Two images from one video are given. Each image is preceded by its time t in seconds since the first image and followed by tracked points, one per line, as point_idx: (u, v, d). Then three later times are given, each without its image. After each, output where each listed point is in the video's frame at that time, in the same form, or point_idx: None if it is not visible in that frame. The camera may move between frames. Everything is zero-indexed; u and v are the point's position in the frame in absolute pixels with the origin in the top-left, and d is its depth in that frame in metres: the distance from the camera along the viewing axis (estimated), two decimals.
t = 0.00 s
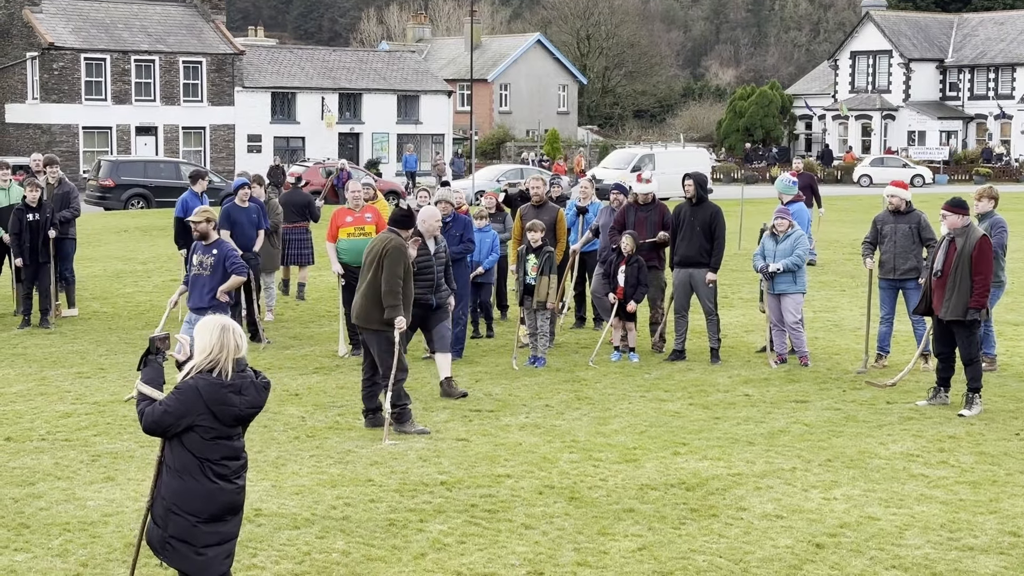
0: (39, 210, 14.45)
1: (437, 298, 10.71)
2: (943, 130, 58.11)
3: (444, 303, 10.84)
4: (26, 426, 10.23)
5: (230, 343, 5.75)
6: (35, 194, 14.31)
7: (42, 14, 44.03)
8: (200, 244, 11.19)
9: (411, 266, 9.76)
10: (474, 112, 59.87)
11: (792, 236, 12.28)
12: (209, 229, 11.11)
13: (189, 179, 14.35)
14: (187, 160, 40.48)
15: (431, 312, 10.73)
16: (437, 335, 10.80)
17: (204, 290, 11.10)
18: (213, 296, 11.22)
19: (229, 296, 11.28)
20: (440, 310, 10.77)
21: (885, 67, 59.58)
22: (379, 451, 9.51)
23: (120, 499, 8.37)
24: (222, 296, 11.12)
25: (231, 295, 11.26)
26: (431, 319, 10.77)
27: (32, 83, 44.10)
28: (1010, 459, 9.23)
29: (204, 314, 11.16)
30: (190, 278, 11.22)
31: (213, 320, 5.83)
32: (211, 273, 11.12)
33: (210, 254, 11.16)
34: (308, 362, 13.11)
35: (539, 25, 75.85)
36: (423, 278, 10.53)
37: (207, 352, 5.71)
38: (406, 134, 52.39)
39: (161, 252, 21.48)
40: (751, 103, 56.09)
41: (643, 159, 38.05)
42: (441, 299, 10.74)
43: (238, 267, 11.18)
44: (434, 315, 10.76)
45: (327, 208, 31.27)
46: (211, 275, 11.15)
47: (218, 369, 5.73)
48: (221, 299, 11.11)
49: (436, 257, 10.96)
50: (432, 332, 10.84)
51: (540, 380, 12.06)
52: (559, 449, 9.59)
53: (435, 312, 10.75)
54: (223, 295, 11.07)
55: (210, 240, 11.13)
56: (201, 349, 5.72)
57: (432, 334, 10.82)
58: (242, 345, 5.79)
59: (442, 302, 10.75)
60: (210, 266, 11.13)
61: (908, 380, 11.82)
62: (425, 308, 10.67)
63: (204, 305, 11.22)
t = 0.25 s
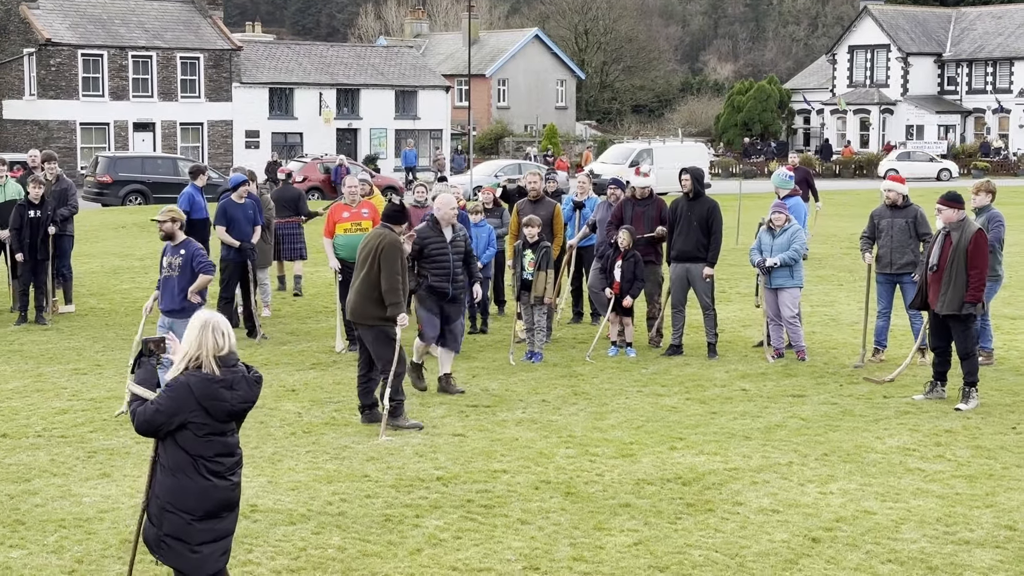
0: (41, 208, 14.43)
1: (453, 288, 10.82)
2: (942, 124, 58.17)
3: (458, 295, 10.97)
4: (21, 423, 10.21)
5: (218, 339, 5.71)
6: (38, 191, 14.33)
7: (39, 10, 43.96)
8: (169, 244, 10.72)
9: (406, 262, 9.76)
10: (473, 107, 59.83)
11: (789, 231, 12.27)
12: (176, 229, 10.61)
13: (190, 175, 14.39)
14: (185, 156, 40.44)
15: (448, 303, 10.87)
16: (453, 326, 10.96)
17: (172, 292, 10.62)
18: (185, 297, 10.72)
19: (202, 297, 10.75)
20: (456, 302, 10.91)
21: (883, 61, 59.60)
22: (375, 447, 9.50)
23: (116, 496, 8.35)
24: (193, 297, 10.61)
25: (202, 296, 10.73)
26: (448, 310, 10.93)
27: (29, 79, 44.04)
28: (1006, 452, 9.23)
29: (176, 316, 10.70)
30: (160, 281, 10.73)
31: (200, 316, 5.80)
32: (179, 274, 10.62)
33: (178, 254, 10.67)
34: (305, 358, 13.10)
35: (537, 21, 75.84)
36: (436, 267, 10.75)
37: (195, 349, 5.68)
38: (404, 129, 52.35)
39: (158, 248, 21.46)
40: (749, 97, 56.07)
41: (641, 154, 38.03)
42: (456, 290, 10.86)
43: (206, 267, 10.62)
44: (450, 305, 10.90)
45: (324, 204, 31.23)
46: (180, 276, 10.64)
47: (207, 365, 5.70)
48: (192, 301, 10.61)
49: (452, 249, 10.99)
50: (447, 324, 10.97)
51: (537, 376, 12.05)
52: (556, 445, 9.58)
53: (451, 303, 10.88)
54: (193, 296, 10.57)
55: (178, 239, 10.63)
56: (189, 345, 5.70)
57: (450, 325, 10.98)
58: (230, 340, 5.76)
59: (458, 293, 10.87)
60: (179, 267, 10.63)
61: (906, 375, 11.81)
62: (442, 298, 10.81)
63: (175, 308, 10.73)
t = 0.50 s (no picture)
0: (37, 205, 14.40)
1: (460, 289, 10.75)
2: (938, 120, 58.15)
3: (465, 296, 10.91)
4: (12, 421, 10.17)
5: (195, 336, 5.66)
6: (33, 189, 14.32)
7: (34, 7, 43.84)
8: (134, 240, 10.29)
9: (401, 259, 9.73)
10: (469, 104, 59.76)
11: (783, 226, 12.25)
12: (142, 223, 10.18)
13: (186, 172, 14.32)
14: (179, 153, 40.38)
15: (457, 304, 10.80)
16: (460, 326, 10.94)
17: (140, 289, 10.17)
18: (152, 295, 10.27)
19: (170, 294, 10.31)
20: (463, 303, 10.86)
21: (879, 57, 59.55)
22: (367, 444, 9.48)
23: (106, 494, 8.33)
24: (161, 292, 10.15)
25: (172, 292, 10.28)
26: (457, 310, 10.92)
27: (24, 76, 43.94)
28: (998, 448, 9.22)
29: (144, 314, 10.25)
30: (126, 278, 10.27)
31: (177, 314, 5.76)
32: (146, 269, 10.18)
33: (143, 249, 10.25)
34: (298, 355, 13.08)
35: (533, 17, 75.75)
36: (445, 269, 10.70)
37: (172, 347, 5.66)
38: (400, 126, 52.26)
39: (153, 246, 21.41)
40: (745, 93, 55.99)
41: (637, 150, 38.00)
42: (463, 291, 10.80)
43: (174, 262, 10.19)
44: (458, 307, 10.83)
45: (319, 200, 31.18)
46: (146, 272, 10.20)
47: (184, 362, 5.66)
48: (160, 297, 10.15)
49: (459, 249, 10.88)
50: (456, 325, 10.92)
51: (530, 372, 12.05)
52: (548, 441, 9.57)
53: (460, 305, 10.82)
54: (162, 292, 10.13)
55: (144, 233, 10.23)
56: (166, 343, 5.67)
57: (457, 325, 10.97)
58: (207, 335, 5.70)
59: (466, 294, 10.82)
60: (145, 262, 10.19)
61: (899, 370, 11.82)
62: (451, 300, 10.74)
63: (141, 305, 10.26)
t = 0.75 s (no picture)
0: (24, 204, 14.31)
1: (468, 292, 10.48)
2: (932, 117, 58.17)
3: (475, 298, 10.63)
4: None
5: (159, 333, 5.66)
6: (21, 188, 14.23)
7: (27, 6, 43.76)
8: (94, 244, 9.75)
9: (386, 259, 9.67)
10: (463, 102, 59.70)
11: (771, 224, 12.23)
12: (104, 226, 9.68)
13: (176, 171, 14.31)
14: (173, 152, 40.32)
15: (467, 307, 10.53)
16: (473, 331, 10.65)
17: (102, 292, 9.60)
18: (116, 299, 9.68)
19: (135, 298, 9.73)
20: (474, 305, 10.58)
21: (874, 54, 59.55)
22: (353, 443, 9.45)
23: (90, 494, 8.30)
24: (125, 292, 9.57)
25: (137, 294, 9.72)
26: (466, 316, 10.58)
27: (17, 75, 43.86)
28: (985, 445, 9.20)
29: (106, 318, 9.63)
30: (87, 282, 9.71)
31: (146, 315, 5.78)
32: (109, 270, 9.63)
33: (105, 252, 9.70)
34: (287, 354, 13.04)
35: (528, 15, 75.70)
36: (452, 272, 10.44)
37: (138, 347, 5.67)
38: (394, 125, 52.22)
39: (143, 245, 21.36)
40: (740, 91, 55.98)
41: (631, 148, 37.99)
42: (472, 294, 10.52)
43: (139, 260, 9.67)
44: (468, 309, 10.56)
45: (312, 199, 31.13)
46: (109, 273, 9.64)
47: (150, 359, 5.65)
48: (123, 297, 9.56)
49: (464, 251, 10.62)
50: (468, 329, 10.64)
51: (519, 370, 12.01)
52: (534, 440, 9.54)
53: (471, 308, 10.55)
54: (126, 291, 9.56)
55: (105, 236, 9.71)
56: (133, 342, 5.68)
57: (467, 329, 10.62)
58: (173, 332, 5.70)
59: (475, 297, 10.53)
60: (107, 263, 9.64)
61: (888, 367, 11.80)
62: (459, 302, 10.48)
63: (102, 310, 9.64)
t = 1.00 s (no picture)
0: (12, 205, 14.20)
1: (468, 290, 10.40)
2: (927, 117, 58.13)
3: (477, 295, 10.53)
4: None
5: (130, 334, 5.64)
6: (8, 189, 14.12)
7: (20, 6, 43.70)
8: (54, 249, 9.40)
9: (369, 258, 9.69)
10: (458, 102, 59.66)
11: (759, 224, 12.21)
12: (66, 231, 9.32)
13: (162, 171, 14.25)
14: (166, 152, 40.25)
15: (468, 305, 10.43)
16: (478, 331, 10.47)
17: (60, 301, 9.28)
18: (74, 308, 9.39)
19: (94, 306, 9.44)
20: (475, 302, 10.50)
21: (868, 54, 59.55)
22: (337, 444, 9.42)
23: (72, 496, 8.27)
24: (83, 304, 9.26)
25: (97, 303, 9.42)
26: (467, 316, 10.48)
27: (10, 75, 43.77)
28: (971, 445, 9.19)
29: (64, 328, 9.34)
30: (46, 288, 9.39)
31: (118, 316, 5.76)
32: (68, 279, 9.29)
33: (65, 259, 9.35)
34: (275, 355, 13.01)
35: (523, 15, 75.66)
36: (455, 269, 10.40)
37: (109, 348, 5.64)
38: (388, 125, 52.17)
39: (134, 245, 21.34)
40: (735, 90, 55.95)
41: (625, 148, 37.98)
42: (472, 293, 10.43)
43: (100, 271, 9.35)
44: (468, 307, 10.46)
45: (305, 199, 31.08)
46: (68, 283, 9.31)
47: (120, 360, 5.63)
48: (82, 308, 9.27)
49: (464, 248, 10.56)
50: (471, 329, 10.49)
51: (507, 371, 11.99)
52: (520, 441, 9.51)
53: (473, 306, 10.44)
54: (85, 302, 9.25)
55: (67, 241, 9.35)
56: (103, 343, 5.66)
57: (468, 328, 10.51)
58: (145, 332, 5.67)
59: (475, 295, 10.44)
60: (67, 272, 9.29)
61: (876, 367, 11.79)
62: (458, 303, 10.38)
63: (61, 318, 9.35)
